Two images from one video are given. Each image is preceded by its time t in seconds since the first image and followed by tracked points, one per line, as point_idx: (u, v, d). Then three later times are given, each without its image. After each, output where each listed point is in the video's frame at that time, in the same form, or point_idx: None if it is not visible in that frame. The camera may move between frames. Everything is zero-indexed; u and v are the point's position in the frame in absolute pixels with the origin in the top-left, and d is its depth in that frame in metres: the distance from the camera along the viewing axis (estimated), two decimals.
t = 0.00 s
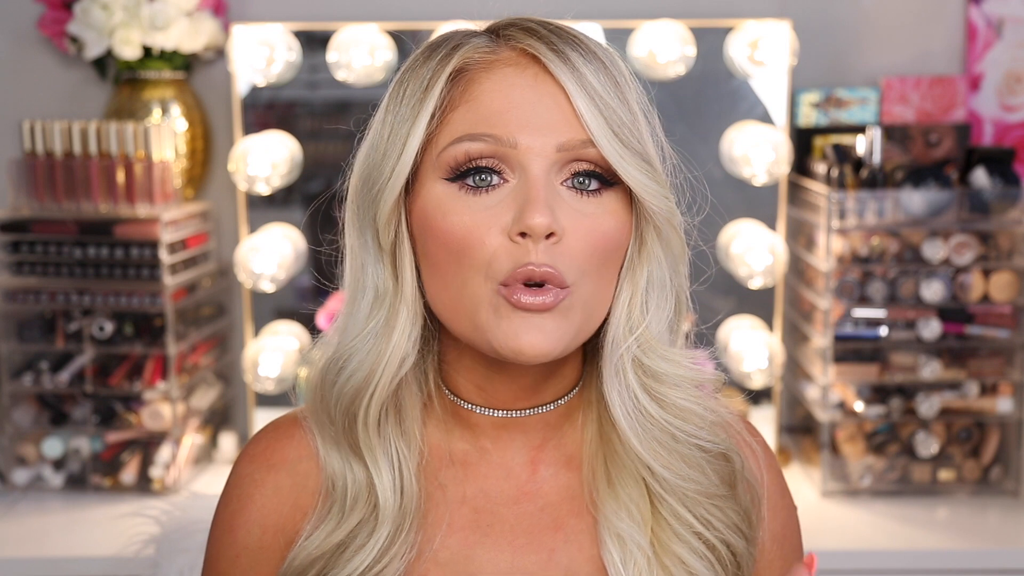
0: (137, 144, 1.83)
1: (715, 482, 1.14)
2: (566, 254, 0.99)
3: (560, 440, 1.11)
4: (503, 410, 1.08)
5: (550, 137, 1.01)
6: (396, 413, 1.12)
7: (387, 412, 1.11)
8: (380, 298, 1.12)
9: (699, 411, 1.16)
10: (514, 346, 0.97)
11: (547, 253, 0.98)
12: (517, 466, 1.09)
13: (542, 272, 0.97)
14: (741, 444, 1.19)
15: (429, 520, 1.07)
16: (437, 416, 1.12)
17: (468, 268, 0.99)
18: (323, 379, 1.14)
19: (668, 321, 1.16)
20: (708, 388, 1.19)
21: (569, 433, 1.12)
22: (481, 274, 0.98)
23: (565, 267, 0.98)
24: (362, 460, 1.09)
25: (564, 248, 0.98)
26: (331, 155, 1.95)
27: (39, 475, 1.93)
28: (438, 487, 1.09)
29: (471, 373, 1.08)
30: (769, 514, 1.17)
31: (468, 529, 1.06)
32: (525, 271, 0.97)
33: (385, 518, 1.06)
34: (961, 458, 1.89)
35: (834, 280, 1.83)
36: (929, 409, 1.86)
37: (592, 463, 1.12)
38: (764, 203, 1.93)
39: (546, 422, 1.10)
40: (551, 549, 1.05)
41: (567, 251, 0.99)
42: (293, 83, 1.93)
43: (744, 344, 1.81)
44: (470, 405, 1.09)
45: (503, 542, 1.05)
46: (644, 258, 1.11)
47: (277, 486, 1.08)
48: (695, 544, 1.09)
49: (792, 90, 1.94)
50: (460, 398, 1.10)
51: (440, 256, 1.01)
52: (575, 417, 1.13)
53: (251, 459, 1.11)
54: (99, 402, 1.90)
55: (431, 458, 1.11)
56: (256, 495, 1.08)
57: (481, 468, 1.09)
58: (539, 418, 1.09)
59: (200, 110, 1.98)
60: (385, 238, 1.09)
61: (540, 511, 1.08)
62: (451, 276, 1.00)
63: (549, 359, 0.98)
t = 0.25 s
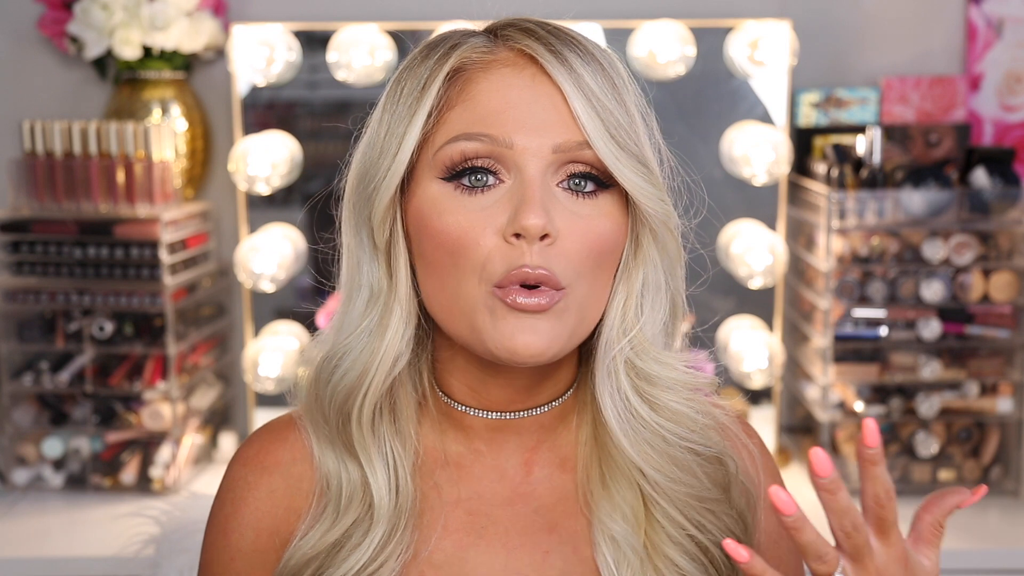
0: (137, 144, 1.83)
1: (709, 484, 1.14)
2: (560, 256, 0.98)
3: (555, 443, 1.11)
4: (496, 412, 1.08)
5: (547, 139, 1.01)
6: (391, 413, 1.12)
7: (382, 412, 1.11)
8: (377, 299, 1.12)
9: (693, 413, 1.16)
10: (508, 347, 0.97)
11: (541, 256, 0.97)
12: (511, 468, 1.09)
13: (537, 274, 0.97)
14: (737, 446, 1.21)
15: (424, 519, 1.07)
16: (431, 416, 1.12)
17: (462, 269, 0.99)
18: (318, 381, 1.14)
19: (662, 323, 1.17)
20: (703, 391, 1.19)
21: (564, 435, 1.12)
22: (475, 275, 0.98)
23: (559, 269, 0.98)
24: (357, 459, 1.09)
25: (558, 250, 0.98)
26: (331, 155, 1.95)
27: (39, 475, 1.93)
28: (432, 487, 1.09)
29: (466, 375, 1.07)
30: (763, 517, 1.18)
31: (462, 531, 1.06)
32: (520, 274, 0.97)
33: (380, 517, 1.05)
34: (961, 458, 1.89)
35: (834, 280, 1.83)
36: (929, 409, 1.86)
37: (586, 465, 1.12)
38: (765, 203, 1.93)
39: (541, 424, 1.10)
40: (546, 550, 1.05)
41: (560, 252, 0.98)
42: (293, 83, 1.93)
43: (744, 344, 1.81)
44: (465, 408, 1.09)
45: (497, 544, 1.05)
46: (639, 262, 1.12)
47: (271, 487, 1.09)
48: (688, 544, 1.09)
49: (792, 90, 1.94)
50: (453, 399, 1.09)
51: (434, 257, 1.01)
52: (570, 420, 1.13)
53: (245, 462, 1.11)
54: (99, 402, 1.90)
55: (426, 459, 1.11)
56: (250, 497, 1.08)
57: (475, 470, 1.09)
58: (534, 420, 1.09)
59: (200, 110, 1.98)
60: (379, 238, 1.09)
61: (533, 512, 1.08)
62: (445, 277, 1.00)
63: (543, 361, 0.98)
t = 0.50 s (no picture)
0: (137, 144, 1.83)
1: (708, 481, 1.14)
2: (555, 266, 1.00)
3: (553, 442, 1.11)
4: (492, 413, 1.08)
5: (537, 150, 1.01)
6: (389, 413, 1.12)
7: (381, 413, 1.11)
8: (372, 304, 1.12)
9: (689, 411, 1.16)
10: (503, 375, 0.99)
11: (537, 267, 0.99)
12: (510, 466, 1.09)
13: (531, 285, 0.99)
14: (730, 439, 1.19)
15: (425, 517, 1.07)
16: (430, 415, 1.12)
17: (457, 283, 1.00)
18: (314, 385, 1.14)
19: (655, 325, 1.17)
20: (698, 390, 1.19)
21: (561, 434, 1.12)
22: (470, 289, 1.00)
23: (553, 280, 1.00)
24: (357, 460, 1.09)
25: (553, 260, 1.00)
26: (331, 155, 1.95)
27: (39, 475, 1.93)
28: (432, 485, 1.09)
29: (461, 378, 1.08)
30: (759, 512, 1.16)
31: (462, 529, 1.06)
32: (512, 285, 0.98)
33: (384, 518, 1.06)
34: (961, 458, 1.89)
35: (834, 280, 1.83)
36: (929, 409, 1.86)
37: (583, 461, 1.12)
38: (765, 203, 1.93)
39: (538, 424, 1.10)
40: (546, 548, 1.05)
41: (554, 261, 1.00)
42: (293, 83, 1.92)
43: (744, 344, 1.81)
44: (462, 408, 1.09)
45: (497, 542, 1.05)
46: (631, 265, 1.13)
47: (272, 490, 1.08)
48: (689, 540, 1.10)
49: (792, 90, 1.94)
50: (449, 398, 1.10)
51: (428, 269, 1.02)
52: (566, 417, 1.13)
53: (243, 465, 1.10)
54: (99, 402, 1.90)
55: (425, 458, 1.11)
56: (251, 500, 1.08)
57: (474, 469, 1.09)
58: (532, 420, 1.10)
59: (200, 110, 1.98)
60: (373, 247, 1.10)
61: (533, 510, 1.08)
62: (441, 290, 1.02)
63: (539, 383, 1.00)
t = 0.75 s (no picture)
0: (137, 144, 1.83)
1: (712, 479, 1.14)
2: (554, 260, 1.00)
3: (558, 438, 1.12)
4: (503, 411, 1.09)
5: (532, 146, 1.01)
6: (395, 411, 1.12)
7: (386, 413, 1.11)
8: (375, 308, 1.12)
9: (693, 408, 1.16)
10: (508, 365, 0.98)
11: (535, 263, 0.99)
12: (515, 464, 1.09)
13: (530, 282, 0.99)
14: (734, 437, 1.19)
15: (430, 518, 1.08)
16: (436, 414, 1.12)
17: (457, 283, 1.00)
18: (321, 382, 1.14)
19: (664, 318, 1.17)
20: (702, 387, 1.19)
21: (566, 431, 1.13)
22: (469, 288, 1.00)
23: (553, 273, 1.00)
24: (362, 459, 1.09)
25: (551, 255, 1.00)
26: (331, 155, 1.95)
27: (39, 475, 1.93)
28: (437, 484, 1.09)
29: (467, 374, 1.08)
30: (760, 512, 1.15)
31: (466, 528, 1.06)
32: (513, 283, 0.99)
33: (390, 518, 1.06)
34: (961, 458, 1.89)
35: (834, 280, 1.83)
36: (929, 409, 1.86)
37: (588, 459, 1.12)
38: (765, 203, 1.93)
39: (543, 420, 1.10)
40: (550, 547, 1.05)
41: (553, 256, 1.00)
42: (293, 83, 1.92)
43: (744, 344, 1.81)
44: (469, 406, 1.09)
45: (501, 540, 1.05)
46: (637, 256, 1.12)
47: (277, 484, 1.09)
48: (693, 540, 1.09)
49: (791, 90, 1.94)
50: (457, 396, 1.10)
51: (428, 269, 1.02)
52: (572, 413, 1.14)
53: (249, 459, 1.11)
54: (99, 402, 1.90)
55: (431, 458, 1.11)
56: (256, 493, 1.08)
57: (479, 467, 1.09)
58: (537, 416, 1.10)
59: (200, 110, 1.98)
60: (374, 248, 1.10)
61: (538, 508, 1.08)
62: (440, 290, 1.02)
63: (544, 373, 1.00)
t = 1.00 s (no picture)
0: (137, 144, 1.83)
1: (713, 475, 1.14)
2: (558, 266, 0.99)
3: (561, 439, 1.12)
4: (502, 410, 1.09)
5: (531, 153, 1.01)
6: (396, 410, 1.12)
7: (387, 413, 1.12)
8: (374, 313, 1.13)
9: (694, 405, 1.16)
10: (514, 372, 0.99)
11: (537, 275, 0.98)
12: (519, 463, 1.09)
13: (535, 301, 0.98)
14: (733, 432, 1.19)
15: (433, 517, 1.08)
16: (439, 414, 1.12)
17: (462, 293, 1.01)
18: (323, 380, 1.15)
19: (660, 317, 1.16)
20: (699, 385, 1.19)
21: (569, 432, 1.13)
22: (475, 297, 1.00)
23: (557, 280, 0.99)
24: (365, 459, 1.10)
25: (554, 262, 0.99)
26: (331, 155, 1.95)
27: (39, 475, 1.93)
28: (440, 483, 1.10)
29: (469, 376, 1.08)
30: (761, 507, 1.16)
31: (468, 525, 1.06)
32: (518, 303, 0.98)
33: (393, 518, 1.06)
34: (961, 458, 1.90)
35: (834, 280, 1.83)
36: (929, 409, 1.86)
37: (590, 457, 1.12)
38: (765, 203, 1.93)
39: (548, 421, 1.11)
40: (553, 544, 1.06)
41: (557, 262, 0.99)
42: (293, 83, 1.92)
43: (744, 344, 1.81)
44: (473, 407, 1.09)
45: (505, 539, 1.05)
46: (636, 256, 1.12)
47: (281, 480, 1.09)
48: (694, 535, 1.10)
49: (791, 90, 1.94)
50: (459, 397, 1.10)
51: (432, 277, 1.03)
52: (575, 416, 1.14)
53: (253, 454, 1.12)
54: (99, 402, 1.90)
55: (433, 458, 1.11)
56: (260, 489, 1.09)
57: (482, 466, 1.09)
58: (543, 417, 1.10)
59: (200, 110, 1.97)
60: (371, 255, 1.11)
61: (541, 508, 1.08)
62: (446, 298, 1.02)
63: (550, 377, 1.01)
